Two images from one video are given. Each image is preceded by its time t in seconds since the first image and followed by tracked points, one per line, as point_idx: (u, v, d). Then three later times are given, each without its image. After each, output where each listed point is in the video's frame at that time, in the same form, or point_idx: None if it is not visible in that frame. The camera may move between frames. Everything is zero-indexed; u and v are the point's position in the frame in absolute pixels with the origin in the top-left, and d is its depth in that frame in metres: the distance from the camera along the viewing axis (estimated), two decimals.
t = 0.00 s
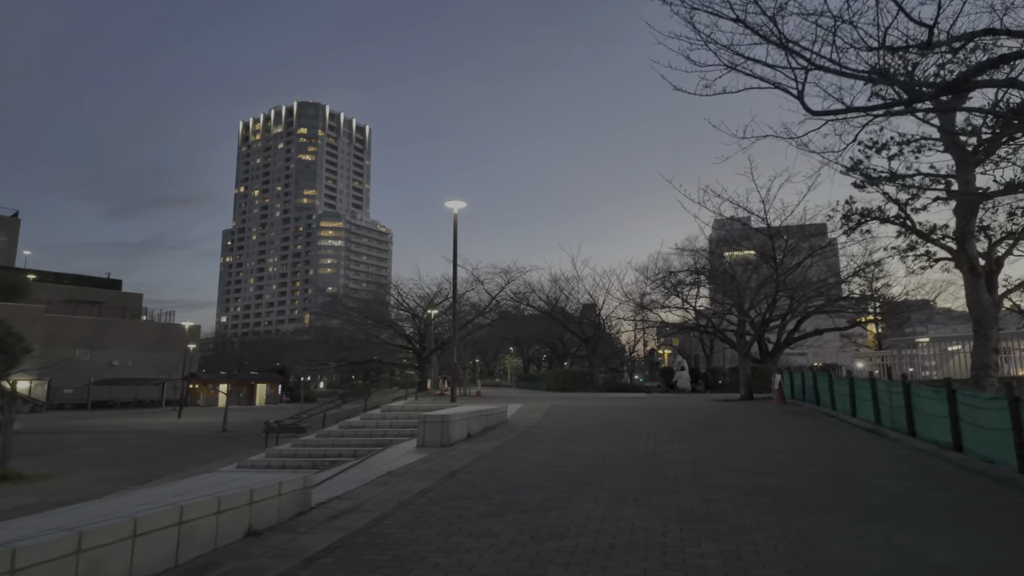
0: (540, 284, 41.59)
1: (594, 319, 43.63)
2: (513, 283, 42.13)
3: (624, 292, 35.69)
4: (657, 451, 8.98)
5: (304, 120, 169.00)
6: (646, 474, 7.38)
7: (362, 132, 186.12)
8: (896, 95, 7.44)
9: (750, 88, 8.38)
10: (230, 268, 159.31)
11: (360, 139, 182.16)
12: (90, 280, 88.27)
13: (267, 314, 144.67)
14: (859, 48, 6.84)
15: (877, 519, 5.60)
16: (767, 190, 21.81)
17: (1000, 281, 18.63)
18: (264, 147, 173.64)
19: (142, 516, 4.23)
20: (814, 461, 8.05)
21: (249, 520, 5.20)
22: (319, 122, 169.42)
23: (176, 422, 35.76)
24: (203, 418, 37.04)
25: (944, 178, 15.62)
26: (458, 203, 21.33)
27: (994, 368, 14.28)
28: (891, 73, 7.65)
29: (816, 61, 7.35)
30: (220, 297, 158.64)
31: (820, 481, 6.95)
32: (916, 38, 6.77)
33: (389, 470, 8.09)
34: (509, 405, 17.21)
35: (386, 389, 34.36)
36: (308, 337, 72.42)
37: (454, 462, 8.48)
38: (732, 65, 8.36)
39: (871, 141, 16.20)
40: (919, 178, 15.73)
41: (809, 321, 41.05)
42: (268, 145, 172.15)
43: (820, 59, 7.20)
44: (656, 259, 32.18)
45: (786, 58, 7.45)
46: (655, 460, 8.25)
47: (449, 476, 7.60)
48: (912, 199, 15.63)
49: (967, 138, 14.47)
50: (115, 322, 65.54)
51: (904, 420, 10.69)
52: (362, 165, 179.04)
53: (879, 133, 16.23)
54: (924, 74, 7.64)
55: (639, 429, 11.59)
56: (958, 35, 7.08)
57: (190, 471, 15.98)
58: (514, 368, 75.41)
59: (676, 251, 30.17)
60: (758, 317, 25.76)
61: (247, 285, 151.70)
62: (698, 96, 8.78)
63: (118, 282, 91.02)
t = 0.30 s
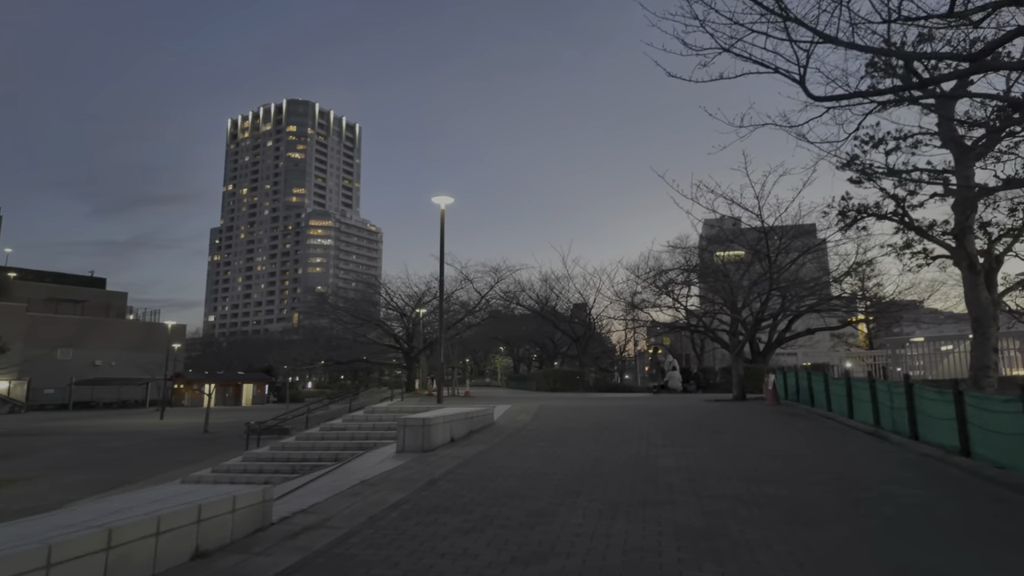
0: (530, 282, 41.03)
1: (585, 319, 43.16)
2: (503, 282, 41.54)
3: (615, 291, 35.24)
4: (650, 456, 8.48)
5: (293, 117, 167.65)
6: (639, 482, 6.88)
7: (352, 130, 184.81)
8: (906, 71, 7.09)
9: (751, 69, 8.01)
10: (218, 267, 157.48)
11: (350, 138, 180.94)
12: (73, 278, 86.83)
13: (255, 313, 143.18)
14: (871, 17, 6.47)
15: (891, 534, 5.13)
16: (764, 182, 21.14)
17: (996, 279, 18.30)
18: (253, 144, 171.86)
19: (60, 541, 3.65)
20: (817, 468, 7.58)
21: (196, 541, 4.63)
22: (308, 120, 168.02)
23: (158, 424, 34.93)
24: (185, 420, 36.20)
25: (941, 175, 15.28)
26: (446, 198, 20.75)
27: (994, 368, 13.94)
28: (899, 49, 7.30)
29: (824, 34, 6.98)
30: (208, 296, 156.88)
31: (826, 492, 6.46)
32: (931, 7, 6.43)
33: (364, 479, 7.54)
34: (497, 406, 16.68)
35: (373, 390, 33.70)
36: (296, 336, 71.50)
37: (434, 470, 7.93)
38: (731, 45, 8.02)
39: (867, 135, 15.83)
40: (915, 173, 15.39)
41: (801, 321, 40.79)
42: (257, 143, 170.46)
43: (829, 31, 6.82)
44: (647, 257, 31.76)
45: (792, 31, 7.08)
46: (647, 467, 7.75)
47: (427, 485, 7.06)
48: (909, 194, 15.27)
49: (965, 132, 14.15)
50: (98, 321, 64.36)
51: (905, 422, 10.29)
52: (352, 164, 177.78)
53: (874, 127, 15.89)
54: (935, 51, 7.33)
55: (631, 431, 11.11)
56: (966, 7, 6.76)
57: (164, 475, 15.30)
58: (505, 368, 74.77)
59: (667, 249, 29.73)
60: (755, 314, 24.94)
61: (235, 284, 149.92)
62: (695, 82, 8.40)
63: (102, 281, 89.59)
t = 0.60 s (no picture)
0: (529, 282, 40.44)
1: (584, 318, 42.63)
2: (501, 280, 40.96)
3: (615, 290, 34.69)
4: (656, 463, 7.95)
5: (291, 116, 167.08)
6: (646, 494, 6.36)
7: (350, 129, 184.20)
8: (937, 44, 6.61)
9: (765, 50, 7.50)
10: (215, 267, 156.73)
11: (348, 137, 180.36)
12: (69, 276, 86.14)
13: (253, 313, 142.52)
14: None
15: (931, 555, 4.61)
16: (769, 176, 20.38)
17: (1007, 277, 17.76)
18: (250, 143, 171.13)
19: None
20: (836, 477, 7.04)
21: (150, 565, 4.09)
22: (306, 119, 167.40)
23: (149, 424, 34.29)
24: (177, 420, 35.56)
25: (952, 169, 14.78)
26: (442, 194, 20.23)
27: (1010, 369, 13.42)
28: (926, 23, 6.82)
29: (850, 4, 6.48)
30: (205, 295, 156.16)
31: (850, 505, 5.95)
32: None
33: (349, 488, 7.02)
34: (494, 408, 16.15)
35: (368, 391, 33.09)
36: (292, 336, 70.90)
37: (425, 478, 7.40)
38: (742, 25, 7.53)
39: (876, 127, 15.29)
40: (926, 166, 14.89)
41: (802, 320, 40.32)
42: (254, 142, 169.71)
43: None
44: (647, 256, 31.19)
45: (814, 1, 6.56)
46: (654, 476, 7.21)
47: (417, 496, 6.52)
48: (921, 187, 14.75)
49: (977, 124, 13.69)
50: (92, 320, 63.69)
51: (922, 426, 9.76)
52: (350, 163, 177.20)
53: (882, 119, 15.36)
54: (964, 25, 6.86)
55: (633, 435, 10.59)
56: None
57: (148, 479, 14.77)
58: (503, 368, 74.22)
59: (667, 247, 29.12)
60: (760, 313, 24.01)
61: (232, 284, 149.20)
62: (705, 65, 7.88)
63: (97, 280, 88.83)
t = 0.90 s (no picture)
0: (528, 281, 39.91)
1: (584, 319, 42.16)
2: (500, 280, 40.46)
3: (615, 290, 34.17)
4: (662, 472, 7.47)
5: (290, 116, 166.70)
6: (652, 508, 5.88)
7: (350, 130, 183.95)
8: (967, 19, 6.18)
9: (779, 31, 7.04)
10: (214, 267, 156.15)
11: (347, 137, 180.15)
12: (66, 276, 85.53)
13: (252, 313, 141.97)
14: None
15: None
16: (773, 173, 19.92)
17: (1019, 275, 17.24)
18: (250, 143, 170.57)
19: None
20: (855, 487, 6.55)
21: None
22: (305, 119, 167.05)
23: (142, 425, 33.76)
24: (171, 422, 35.02)
25: (964, 163, 14.28)
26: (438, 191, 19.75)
27: None
28: None
29: None
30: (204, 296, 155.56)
31: (874, 522, 5.46)
32: None
33: (331, 500, 6.53)
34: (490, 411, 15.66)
35: (366, 392, 32.58)
36: (290, 337, 70.38)
37: (414, 489, 6.91)
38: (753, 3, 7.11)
39: (884, 122, 14.84)
40: (937, 160, 14.38)
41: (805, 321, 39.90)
42: (253, 142, 169.27)
43: None
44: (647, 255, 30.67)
45: None
46: (659, 486, 6.72)
47: (403, 510, 6.03)
48: (933, 182, 14.20)
49: (991, 116, 13.22)
50: (88, 321, 63.32)
51: (940, 431, 9.27)
52: (349, 163, 177.07)
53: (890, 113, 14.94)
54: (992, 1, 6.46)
55: (636, 440, 10.09)
56: None
57: (133, 484, 14.26)
58: (502, 369, 73.76)
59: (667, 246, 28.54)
60: (765, 312, 23.17)
61: (231, 284, 148.67)
62: (713, 49, 7.46)
63: (94, 279, 88.30)
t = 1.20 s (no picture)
0: (525, 280, 39.40)
1: (582, 318, 41.69)
2: (497, 279, 39.94)
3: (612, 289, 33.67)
4: (661, 475, 6.99)
5: (287, 116, 166.01)
6: (650, 515, 5.40)
7: (348, 130, 183.45)
8: None
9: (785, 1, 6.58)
10: (211, 267, 155.45)
11: (345, 137, 179.62)
12: (60, 276, 84.86)
13: (249, 314, 141.25)
14: None
15: None
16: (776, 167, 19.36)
17: None
18: (247, 143, 169.82)
19: None
20: (870, 491, 6.07)
21: None
22: (303, 119, 166.50)
23: (133, 426, 33.22)
24: (163, 422, 34.49)
25: (972, 154, 13.83)
26: (431, 186, 19.26)
27: None
28: None
29: None
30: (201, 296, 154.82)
31: (896, 530, 4.98)
32: None
33: (304, 505, 6.04)
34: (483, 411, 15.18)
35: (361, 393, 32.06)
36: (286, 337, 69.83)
37: (394, 493, 6.42)
38: None
39: (890, 111, 14.38)
40: (944, 151, 13.88)
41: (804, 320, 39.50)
42: (251, 142, 168.68)
43: None
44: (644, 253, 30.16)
45: None
46: (658, 490, 6.24)
47: (380, 516, 5.54)
48: (941, 173, 13.67)
49: (1001, 104, 12.78)
50: (82, 321, 62.84)
51: (954, 431, 8.78)
52: (347, 163, 176.59)
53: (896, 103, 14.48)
54: None
55: (634, 440, 9.62)
56: None
57: (112, 486, 13.76)
58: (500, 369, 73.29)
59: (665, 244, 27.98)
60: (765, 307, 22.27)
61: (228, 285, 147.83)
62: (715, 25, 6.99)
63: (89, 279, 87.72)
